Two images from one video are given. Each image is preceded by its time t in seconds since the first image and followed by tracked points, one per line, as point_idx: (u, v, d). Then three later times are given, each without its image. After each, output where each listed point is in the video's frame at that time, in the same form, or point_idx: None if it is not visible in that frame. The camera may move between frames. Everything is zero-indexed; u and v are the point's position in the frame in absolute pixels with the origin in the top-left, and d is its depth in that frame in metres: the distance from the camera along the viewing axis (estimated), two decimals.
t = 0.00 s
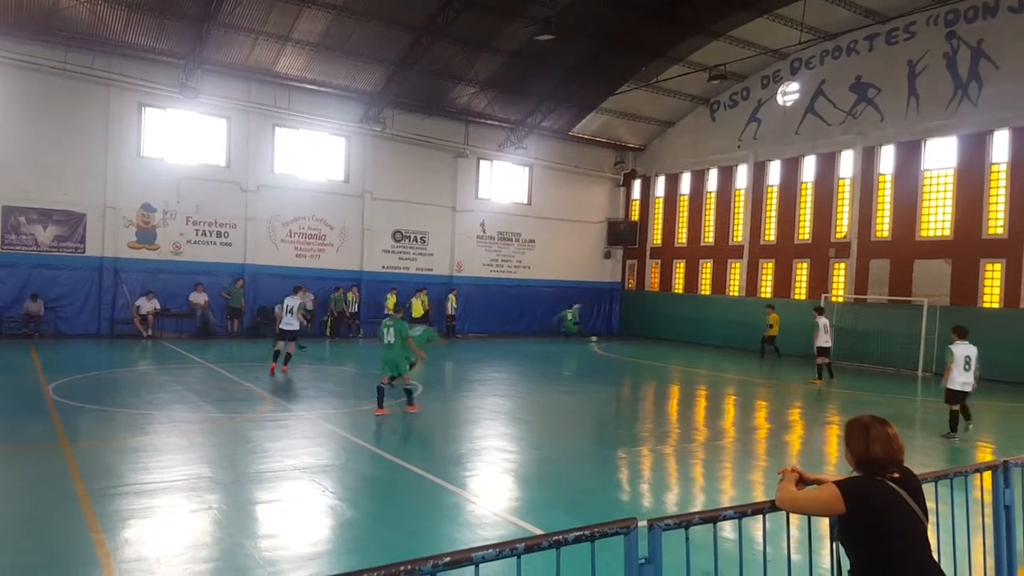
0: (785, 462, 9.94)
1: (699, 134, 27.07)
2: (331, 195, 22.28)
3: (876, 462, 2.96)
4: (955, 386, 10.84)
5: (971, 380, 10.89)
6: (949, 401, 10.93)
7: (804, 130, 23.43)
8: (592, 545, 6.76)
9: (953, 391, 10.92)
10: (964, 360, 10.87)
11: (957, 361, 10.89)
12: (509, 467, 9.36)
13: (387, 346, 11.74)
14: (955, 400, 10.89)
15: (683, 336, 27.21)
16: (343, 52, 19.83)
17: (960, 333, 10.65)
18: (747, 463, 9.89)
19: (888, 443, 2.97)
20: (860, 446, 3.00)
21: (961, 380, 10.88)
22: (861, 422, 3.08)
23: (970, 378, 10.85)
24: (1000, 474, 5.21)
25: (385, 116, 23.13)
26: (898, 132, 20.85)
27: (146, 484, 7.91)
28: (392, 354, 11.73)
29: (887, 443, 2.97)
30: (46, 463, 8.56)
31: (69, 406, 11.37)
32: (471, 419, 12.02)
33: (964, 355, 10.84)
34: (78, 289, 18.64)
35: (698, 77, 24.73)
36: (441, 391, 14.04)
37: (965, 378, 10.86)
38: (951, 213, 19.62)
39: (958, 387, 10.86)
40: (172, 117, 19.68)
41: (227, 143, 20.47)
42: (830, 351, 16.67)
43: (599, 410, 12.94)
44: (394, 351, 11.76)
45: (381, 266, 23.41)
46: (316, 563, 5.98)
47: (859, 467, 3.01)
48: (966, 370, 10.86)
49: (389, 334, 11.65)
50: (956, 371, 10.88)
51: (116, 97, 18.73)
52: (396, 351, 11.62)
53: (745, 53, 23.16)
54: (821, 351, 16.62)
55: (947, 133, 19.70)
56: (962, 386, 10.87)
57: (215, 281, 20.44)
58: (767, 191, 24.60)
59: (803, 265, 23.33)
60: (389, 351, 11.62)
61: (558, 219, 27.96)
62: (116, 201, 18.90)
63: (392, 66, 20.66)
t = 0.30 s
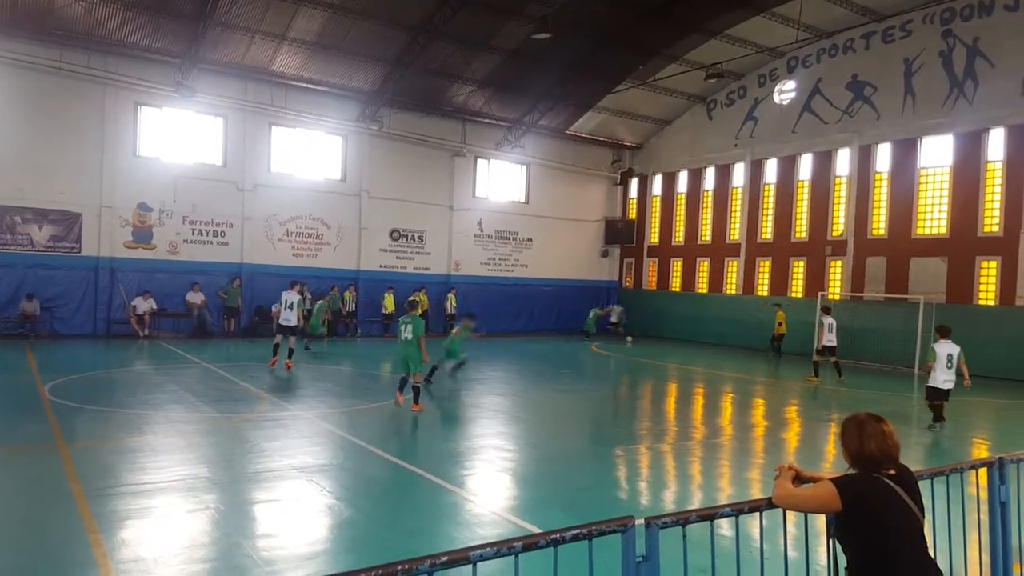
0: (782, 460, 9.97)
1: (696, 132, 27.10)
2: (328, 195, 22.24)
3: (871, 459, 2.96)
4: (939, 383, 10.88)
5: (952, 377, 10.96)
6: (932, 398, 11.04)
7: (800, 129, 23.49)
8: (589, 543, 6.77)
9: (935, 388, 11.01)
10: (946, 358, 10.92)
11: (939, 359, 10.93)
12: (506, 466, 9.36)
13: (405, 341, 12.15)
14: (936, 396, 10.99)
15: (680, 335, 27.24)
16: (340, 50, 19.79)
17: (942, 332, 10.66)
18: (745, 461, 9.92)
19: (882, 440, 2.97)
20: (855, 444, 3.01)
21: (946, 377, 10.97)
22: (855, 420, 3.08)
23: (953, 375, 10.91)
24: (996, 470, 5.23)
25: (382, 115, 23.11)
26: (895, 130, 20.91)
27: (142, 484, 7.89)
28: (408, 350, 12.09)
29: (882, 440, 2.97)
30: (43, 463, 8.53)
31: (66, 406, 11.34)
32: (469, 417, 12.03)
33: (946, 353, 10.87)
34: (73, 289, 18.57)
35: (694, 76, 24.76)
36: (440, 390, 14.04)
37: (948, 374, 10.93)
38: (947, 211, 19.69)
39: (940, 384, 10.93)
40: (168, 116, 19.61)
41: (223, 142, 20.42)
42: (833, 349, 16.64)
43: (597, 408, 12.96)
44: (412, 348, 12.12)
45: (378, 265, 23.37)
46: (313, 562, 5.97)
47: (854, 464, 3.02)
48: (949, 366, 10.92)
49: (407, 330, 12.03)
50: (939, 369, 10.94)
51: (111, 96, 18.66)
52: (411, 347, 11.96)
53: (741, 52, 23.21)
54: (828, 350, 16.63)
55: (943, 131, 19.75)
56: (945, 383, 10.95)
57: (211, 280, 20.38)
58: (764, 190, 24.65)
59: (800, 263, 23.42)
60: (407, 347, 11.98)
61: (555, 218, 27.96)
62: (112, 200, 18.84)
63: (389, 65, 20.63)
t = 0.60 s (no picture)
0: (778, 458, 9.99)
1: (691, 130, 27.12)
2: (323, 192, 22.20)
3: (864, 457, 2.97)
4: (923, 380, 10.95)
5: (939, 375, 10.96)
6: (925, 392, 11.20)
7: (795, 127, 23.51)
8: (585, 541, 6.79)
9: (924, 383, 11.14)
10: (930, 355, 10.96)
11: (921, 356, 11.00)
12: (503, 464, 9.37)
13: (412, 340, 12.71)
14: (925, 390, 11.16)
15: (677, 333, 27.26)
16: (335, 48, 19.75)
17: (929, 330, 10.69)
18: (740, 459, 9.94)
19: (876, 438, 2.98)
20: (848, 441, 3.02)
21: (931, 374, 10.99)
22: (848, 419, 3.09)
23: (937, 373, 10.88)
24: (990, 467, 5.24)
25: (377, 113, 23.08)
26: (889, 129, 20.95)
27: (138, 482, 7.89)
28: (416, 348, 12.65)
29: (874, 438, 2.98)
30: (38, 462, 8.51)
31: (61, 405, 11.31)
32: (465, 416, 12.04)
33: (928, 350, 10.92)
34: (69, 287, 18.53)
35: (690, 74, 24.75)
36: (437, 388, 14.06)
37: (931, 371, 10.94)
38: (941, 209, 19.74)
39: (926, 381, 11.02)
40: (163, 114, 19.54)
41: (218, 141, 20.37)
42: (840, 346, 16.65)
43: (593, 406, 12.98)
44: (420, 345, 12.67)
45: (374, 263, 23.35)
46: (310, 561, 5.97)
47: (848, 462, 3.02)
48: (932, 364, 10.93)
49: (415, 329, 12.61)
50: (923, 366, 10.98)
51: (105, 94, 18.60)
52: (418, 344, 12.49)
53: (737, 50, 23.22)
54: (834, 346, 16.67)
55: (938, 129, 19.78)
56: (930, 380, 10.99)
57: (207, 278, 20.33)
58: (759, 188, 24.67)
59: (795, 262, 23.46)
60: (415, 344, 12.54)
61: (551, 215, 27.95)
62: (107, 198, 18.79)
63: (384, 62, 20.59)
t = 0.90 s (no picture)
0: (776, 458, 9.97)
1: (690, 130, 27.09)
2: (322, 191, 22.21)
3: (863, 457, 2.97)
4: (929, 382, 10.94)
5: (947, 378, 10.90)
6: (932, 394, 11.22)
7: (794, 127, 23.47)
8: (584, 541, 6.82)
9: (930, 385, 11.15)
10: (940, 358, 10.86)
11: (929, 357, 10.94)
12: (501, 463, 9.36)
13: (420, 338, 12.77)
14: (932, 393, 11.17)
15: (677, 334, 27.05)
16: (335, 48, 19.75)
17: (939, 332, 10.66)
18: (738, 459, 9.93)
19: (874, 438, 2.98)
20: (847, 442, 3.02)
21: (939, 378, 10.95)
22: (846, 420, 3.09)
23: (946, 376, 10.83)
24: (990, 467, 5.22)
25: (376, 113, 23.09)
26: (889, 128, 20.91)
27: (137, 481, 7.89)
28: (420, 342, 12.73)
29: (873, 438, 2.98)
30: (36, 461, 8.52)
31: (59, 403, 11.33)
32: (464, 415, 12.03)
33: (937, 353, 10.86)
34: (68, 286, 18.57)
35: (689, 73, 24.73)
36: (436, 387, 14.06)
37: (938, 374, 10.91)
38: (940, 209, 19.71)
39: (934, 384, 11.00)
40: (163, 113, 19.56)
41: (217, 140, 20.39)
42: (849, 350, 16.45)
43: (591, 406, 12.97)
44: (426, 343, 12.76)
45: (373, 263, 23.35)
46: (308, 559, 5.97)
47: (846, 462, 3.03)
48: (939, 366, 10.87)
49: (418, 325, 12.66)
50: (932, 368, 10.94)
51: (105, 93, 18.63)
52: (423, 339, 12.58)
53: (736, 49, 23.19)
54: (842, 350, 16.43)
55: (937, 129, 19.76)
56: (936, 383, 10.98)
57: (206, 278, 20.34)
58: (758, 187, 24.64)
59: (795, 261, 23.44)
60: (421, 339, 12.62)
61: (551, 215, 27.94)
62: (107, 197, 18.82)
63: (383, 62, 20.60)
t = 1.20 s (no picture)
0: (777, 461, 9.95)
1: (693, 131, 27.07)
2: (325, 191, 22.24)
3: (864, 460, 2.96)
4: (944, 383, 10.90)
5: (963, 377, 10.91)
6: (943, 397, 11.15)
7: (798, 129, 23.43)
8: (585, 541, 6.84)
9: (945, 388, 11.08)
10: (958, 358, 10.79)
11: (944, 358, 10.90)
12: (502, 464, 9.36)
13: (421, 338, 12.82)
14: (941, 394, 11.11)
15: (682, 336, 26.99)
16: (338, 48, 19.76)
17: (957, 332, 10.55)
18: (740, 461, 9.91)
19: (875, 442, 2.97)
20: (848, 444, 3.01)
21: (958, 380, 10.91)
22: (848, 423, 3.08)
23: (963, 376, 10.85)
24: (992, 471, 5.20)
25: (380, 113, 23.11)
26: (892, 131, 20.86)
27: (139, 480, 7.91)
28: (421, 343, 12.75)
29: (874, 442, 2.97)
30: (37, 459, 8.54)
31: (61, 402, 11.35)
32: (465, 415, 12.03)
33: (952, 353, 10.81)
34: (71, 285, 18.61)
35: (693, 74, 24.71)
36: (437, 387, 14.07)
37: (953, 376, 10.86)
38: (944, 212, 19.66)
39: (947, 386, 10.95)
40: (166, 113, 19.61)
41: (221, 140, 20.42)
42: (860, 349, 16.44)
43: (592, 407, 12.96)
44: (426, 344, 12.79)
45: (375, 262, 23.37)
46: (309, 559, 5.98)
47: (847, 465, 3.01)
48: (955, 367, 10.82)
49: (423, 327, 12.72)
50: (949, 369, 10.91)
51: (110, 93, 18.68)
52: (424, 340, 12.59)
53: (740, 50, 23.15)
54: (852, 352, 16.41)
55: (941, 132, 19.71)
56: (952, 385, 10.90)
57: (209, 277, 20.39)
58: (761, 189, 24.60)
59: (797, 263, 23.40)
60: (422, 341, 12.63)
61: (553, 216, 27.94)
62: (110, 196, 18.86)
63: (386, 62, 20.60)
